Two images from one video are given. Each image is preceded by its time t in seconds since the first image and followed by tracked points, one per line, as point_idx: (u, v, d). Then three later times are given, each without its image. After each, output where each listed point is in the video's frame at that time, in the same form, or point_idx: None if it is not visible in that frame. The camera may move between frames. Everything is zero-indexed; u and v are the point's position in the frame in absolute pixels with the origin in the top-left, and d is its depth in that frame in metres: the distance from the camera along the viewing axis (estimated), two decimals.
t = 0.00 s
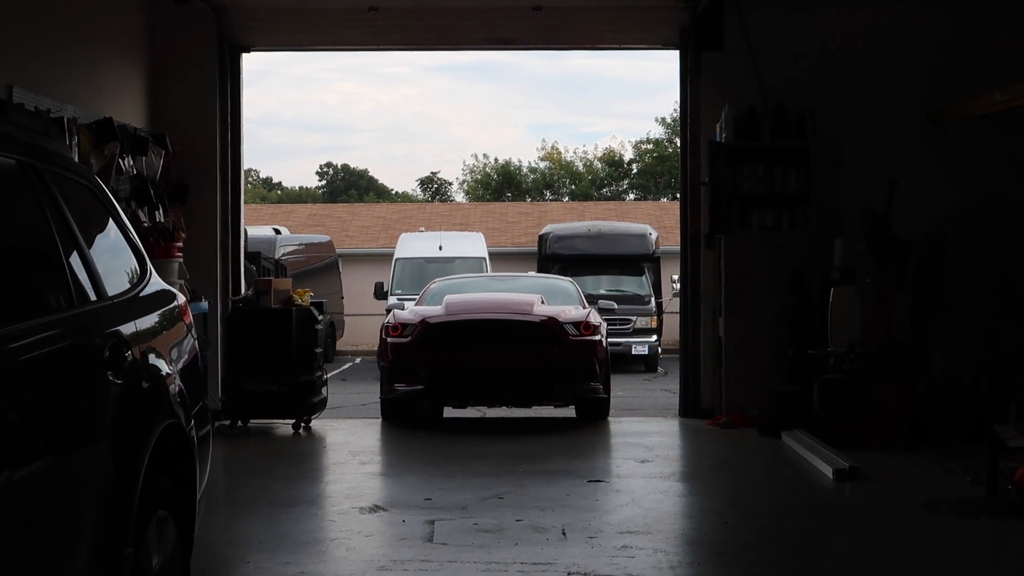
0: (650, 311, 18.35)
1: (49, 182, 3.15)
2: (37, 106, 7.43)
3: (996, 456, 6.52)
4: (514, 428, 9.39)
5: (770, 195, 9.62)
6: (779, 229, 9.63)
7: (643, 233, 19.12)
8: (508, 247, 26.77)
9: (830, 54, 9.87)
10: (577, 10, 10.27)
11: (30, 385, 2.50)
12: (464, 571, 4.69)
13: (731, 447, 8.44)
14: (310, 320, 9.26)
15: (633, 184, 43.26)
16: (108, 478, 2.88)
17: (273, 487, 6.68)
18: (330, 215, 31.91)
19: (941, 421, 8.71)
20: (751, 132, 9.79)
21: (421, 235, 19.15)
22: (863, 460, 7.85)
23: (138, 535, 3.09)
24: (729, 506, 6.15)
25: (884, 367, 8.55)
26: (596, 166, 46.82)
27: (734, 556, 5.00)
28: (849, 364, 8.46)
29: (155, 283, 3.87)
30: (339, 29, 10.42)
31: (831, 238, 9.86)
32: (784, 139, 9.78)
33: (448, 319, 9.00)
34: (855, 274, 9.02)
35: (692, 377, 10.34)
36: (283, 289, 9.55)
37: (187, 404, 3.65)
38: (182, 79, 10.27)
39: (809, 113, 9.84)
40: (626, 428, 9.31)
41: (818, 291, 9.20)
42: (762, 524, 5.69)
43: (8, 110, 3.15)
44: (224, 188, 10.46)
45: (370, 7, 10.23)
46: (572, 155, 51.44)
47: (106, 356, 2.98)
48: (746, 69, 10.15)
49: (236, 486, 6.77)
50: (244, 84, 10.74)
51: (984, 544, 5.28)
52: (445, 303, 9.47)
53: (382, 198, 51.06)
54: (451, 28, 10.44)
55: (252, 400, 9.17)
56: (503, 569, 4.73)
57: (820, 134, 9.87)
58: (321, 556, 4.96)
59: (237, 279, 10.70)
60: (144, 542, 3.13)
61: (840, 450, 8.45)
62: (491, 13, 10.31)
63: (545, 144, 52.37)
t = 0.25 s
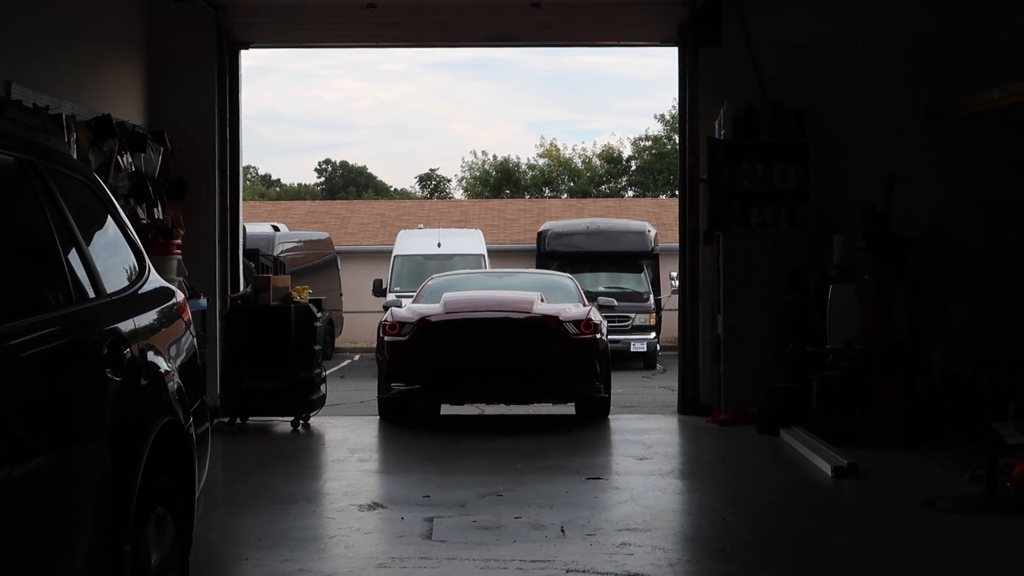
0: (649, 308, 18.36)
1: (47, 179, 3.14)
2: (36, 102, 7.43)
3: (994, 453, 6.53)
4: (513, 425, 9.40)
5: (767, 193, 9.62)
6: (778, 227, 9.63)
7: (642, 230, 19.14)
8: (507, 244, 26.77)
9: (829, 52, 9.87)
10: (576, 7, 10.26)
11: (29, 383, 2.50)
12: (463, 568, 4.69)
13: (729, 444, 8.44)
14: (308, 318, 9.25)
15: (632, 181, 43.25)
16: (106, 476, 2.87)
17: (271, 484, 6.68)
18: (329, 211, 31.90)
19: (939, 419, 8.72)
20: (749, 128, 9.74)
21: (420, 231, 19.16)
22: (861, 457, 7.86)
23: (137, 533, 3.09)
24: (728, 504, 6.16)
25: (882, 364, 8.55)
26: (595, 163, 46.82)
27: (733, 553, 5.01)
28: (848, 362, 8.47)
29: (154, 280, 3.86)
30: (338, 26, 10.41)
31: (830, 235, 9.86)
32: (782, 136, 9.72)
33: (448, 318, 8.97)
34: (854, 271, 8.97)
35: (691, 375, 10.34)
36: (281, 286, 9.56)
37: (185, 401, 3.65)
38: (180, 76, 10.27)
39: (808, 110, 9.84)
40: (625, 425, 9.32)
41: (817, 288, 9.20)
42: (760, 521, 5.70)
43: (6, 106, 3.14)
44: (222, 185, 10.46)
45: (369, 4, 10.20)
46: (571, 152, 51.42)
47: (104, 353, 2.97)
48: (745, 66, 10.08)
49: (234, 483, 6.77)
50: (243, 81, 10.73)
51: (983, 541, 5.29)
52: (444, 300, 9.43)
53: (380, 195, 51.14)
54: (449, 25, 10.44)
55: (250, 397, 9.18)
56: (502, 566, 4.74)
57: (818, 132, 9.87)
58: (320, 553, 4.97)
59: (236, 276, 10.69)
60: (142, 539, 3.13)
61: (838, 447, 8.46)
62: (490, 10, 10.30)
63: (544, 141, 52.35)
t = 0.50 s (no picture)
0: (648, 308, 18.36)
1: (47, 178, 3.14)
2: (36, 102, 7.42)
3: (994, 453, 6.53)
4: (513, 425, 9.40)
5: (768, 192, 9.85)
6: (778, 225, 9.85)
7: (642, 230, 19.14)
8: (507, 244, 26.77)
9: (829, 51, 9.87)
10: (576, 6, 10.26)
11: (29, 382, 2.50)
12: (462, 567, 4.69)
13: (729, 443, 8.44)
14: (308, 317, 9.27)
15: (632, 180, 43.24)
16: (106, 474, 2.87)
17: (271, 484, 6.68)
18: (329, 211, 31.90)
19: (939, 418, 8.72)
20: (750, 126, 9.80)
21: (419, 231, 19.15)
22: (861, 457, 7.86)
23: (137, 532, 3.09)
24: (728, 503, 6.15)
25: (882, 364, 8.55)
26: (595, 162, 46.82)
27: (733, 552, 5.01)
28: (848, 361, 8.49)
29: (154, 279, 3.86)
30: (338, 25, 10.41)
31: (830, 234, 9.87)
32: (782, 135, 9.80)
33: (448, 318, 8.79)
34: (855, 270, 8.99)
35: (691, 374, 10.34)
36: (281, 286, 9.55)
37: (185, 400, 3.65)
38: (179, 75, 10.26)
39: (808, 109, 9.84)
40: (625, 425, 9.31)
41: (817, 287, 9.19)
42: (760, 520, 5.70)
43: (6, 105, 3.14)
44: (222, 184, 10.46)
45: (369, 3, 10.18)
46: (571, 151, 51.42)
47: (104, 352, 2.97)
48: (744, 65, 10.07)
49: (234, 482, 6.77)
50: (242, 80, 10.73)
51: (983, 540, 5.29)
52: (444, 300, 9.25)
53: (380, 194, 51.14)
54: (449, 23, 10.43)
55: (250, 397, 9.18)
56: (502, 565, 4.74)
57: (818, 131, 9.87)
58: (320, 552, 4.96)
59: (235, 276, 10.68)
60: (142, 539, 3.13)
61: (838, 446, 8.46)
62: (490, 9, 10.30)
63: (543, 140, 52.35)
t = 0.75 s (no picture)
0: (650, 307, 18.36)
1: (49, 178, 3.14)
2: (38, 101, 7.43)
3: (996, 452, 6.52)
4: (515, 424, 9.40)
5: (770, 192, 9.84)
6: (779, 225, 9.85)
7: (644, 229, 19.14)
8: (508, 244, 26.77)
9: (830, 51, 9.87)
10: (578, 6, 10.26)
11: (31, 382, 2.50)
12: (464, 567, 4.69)
13: (731, 443, 8.44)
14: (310, 317, 9.27)
15: (634, 180, 43.23)
16: (108, 474, 2.88)
17: (273, 483, 6.69)
18: (331, 210, 31.90)
19: (941, 418, 8.71)
20: (751, 127, 9.75)
21: (421, 230, 19.15)
22: (863, 456, 7.85)
23: (139, 531, 3.09)
24: (728, 502, 6.16)
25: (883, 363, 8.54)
26: (597, 162, 46.81)
27: (735, 551, 5.02)
28: (850, 360, 8.44)
29: (156, 279, 3.86)
30: (340, 25, 10.42)
31: (832, 233, 9.87)
32: (783, 134, 9.78)
33: (451, 321, 8.68)
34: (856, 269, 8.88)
35: (692, 373, 10.35)
36: (283, 285, 9.54)
37: (188, 399, 3.65)
38: (181, 74, 10.27)
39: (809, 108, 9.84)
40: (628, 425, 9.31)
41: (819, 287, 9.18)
42: (763, 520, 5.70)
43: (8, 105, 3.14)
44: (224, 184, 10.46)
45: (370, 3, 10.20)
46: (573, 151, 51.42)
47: (107, 352, 2.98)
48: (746, 64, 10.06)
49: (236, 482, 6.78)
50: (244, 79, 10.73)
51: (985, 540, 5.29)
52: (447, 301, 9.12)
53: (382, 193, 51.16)
54: (451, 23, 10.44)
55: (252, 396, 9.18)
56: (504, 565, 4.73)
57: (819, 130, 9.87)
58: (322, 552, 4.97)
59: (237, 275, 10.70)
60: (144, 539, 3.13)
61: (840, 445, 8.46)
62: (491, 9, 10.31)
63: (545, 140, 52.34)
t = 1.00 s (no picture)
0: (652, 309, 18.37)
1: (51, 180, 3.15)
2: (40, 103, 7.44)
3: (998, 454, 6.52)
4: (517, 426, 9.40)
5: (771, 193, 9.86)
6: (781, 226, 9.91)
7: (646, 231, 19.14)
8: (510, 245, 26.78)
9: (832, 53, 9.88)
10: (580, 8, 10.27)
11: (32, 385, 2.50)
12: (465, 568, 4.70)
13: (732, 444, 8.45)
14: (312, 318, 9.29)
15: (636, 181, 43.21)
16: (110, 476, 2.88)
17: (274, 485, 6.70)
18: (333, 212, 31.93)
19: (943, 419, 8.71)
20: (752, 128, 9.75)
21: (423, 232, 19.16)
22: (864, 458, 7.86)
23: (141, 533, 3.09)
24: (730, 504, 6.17)
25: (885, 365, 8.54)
26: (599, 163, 46.82)
27: (737, 553, 5.02)
28: (851, 363, 8.34)
29: (157, 280, 3.86)
30: (342, 26, 10.42)
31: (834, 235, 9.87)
32: (784, 136, 9.76)
33: (453, 324, 8.44)
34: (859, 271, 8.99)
35: (694, 375, 10.36)
36: (285, 287, 9.56)
37: (189, 401, 3.65)
38: (183, 76, 10.27)
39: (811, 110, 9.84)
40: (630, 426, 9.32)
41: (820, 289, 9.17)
42: (764, 521, 5.70)
43: (9, 106, 3.14)
44: (225, 185, 10.47)
45: (373, 4, 10.21)
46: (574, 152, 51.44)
47: (108, 354, 2.98)
48: (748, 66, 10.06)
49: (238, 483, 6.79)
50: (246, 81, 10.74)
51: (987, 541, 5.30)
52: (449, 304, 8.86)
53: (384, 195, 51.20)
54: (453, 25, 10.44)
55: (253, 398, 9.19)
56: (506, 566, 4.74)
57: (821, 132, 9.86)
58: (324, 553, 4.97)
59: (239, 276, 10.71)
60: (146, 541, 3.13)
61: (842, 447, 8.46)
62: (493, 11, 10.31)
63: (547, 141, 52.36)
